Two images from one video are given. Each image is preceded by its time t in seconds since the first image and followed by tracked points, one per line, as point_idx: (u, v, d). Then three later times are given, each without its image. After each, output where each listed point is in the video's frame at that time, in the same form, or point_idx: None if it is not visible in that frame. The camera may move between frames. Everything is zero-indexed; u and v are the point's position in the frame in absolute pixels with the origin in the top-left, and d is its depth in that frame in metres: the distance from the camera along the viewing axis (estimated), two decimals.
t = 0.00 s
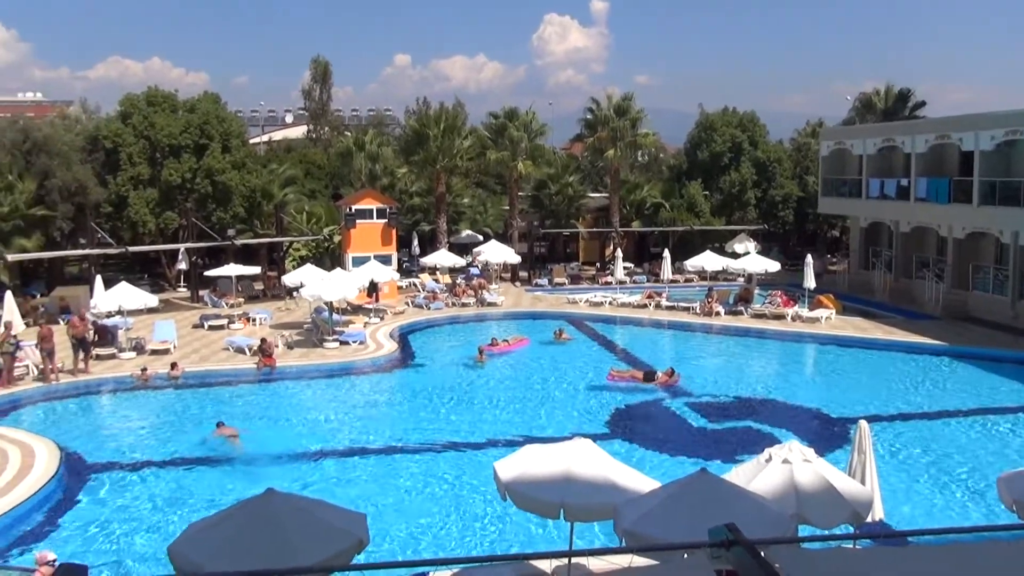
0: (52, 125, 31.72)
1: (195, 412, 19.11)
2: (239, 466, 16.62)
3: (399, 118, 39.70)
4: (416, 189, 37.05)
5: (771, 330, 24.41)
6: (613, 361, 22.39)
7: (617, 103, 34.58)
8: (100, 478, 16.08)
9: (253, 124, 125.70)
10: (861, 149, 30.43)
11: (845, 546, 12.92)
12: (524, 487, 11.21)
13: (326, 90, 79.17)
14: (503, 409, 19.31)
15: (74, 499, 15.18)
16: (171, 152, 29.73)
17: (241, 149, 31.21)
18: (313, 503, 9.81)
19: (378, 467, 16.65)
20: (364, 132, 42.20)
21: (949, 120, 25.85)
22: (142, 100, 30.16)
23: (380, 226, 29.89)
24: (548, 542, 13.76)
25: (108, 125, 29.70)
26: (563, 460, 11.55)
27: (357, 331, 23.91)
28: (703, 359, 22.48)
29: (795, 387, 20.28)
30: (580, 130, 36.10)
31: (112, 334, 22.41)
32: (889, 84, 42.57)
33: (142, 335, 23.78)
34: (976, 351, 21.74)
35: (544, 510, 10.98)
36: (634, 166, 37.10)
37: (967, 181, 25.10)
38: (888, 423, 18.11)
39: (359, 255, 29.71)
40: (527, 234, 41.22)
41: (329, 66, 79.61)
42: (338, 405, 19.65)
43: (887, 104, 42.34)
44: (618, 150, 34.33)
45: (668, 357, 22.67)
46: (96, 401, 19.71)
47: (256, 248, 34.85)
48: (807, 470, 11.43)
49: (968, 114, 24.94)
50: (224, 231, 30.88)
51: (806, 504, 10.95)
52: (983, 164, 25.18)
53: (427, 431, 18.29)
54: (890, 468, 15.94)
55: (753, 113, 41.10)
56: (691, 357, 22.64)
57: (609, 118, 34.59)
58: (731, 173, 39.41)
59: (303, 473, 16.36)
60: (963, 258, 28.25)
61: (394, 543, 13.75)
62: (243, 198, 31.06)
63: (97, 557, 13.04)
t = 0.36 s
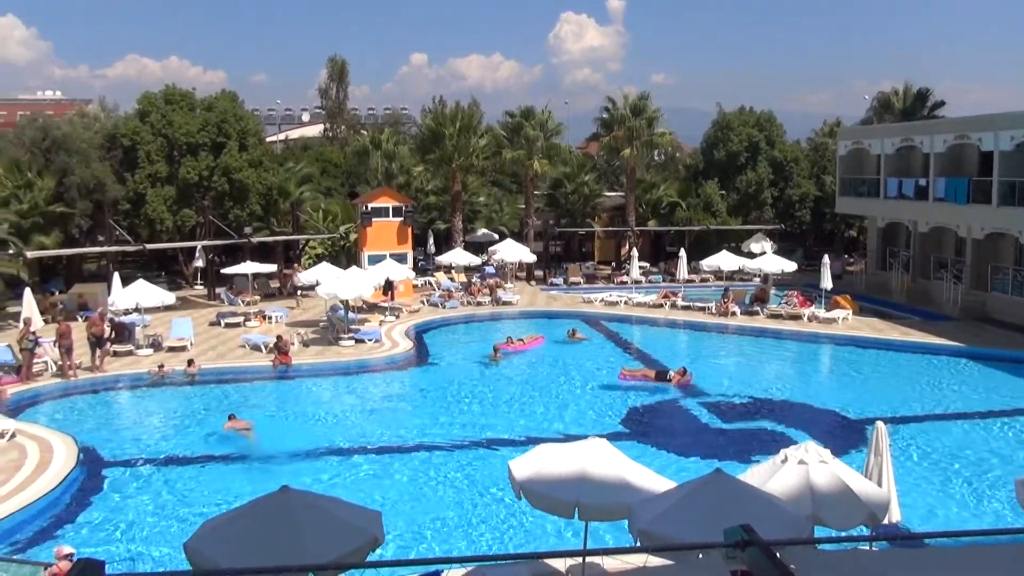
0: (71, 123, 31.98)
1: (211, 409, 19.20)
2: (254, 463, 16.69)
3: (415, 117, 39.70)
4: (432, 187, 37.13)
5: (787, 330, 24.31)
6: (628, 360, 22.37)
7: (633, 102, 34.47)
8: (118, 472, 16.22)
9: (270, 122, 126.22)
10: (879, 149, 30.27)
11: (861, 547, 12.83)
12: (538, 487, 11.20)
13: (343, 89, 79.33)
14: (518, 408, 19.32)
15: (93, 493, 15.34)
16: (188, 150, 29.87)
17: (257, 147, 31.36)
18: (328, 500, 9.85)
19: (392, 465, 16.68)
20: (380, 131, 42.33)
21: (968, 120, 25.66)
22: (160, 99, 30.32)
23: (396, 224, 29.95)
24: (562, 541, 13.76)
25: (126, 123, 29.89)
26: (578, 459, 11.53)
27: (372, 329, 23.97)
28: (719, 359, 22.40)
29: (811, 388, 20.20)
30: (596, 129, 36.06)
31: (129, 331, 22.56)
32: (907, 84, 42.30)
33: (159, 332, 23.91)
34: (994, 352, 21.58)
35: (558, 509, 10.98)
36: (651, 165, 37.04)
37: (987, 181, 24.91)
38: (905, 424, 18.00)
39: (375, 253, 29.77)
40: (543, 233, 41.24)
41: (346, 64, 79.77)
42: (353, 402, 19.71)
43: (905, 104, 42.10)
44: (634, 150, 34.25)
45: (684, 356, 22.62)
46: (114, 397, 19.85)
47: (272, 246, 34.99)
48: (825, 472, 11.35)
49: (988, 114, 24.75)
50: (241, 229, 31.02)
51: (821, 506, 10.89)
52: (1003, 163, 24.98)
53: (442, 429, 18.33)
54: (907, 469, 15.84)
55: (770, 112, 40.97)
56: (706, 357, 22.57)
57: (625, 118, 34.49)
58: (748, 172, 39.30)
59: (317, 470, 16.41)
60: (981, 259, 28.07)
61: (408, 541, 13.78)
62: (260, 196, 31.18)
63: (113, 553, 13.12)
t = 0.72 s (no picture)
0: (90, 121, 32.19)
1: (228, 405, 19.32)
2: (270, 459, 16.78)
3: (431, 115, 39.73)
4: (448, 185, 37.29)
5: (804, 329, 24.21)
6: (645, 358, 22.35)
7: (650, 100, 34.39)
8: (135, 469, 16.28)
9: (287, 120, 126.81)
10: (898, 147, 30.09)
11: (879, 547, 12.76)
12: (554, 484, 11.20)
13: (360, 87, 79.49)
14: (533, 406, 19.34)
15: (111, 488, 15.45)
16: (206, 147, 30.03)
17: (274, 145, 31.50)
18: (344, 497, 9.87)
19: (408, 462, 16.73)
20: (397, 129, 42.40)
21: (989, 118, 25.45)
22: (178, 97, 30.48)
23: (412, 222, 30.01)
24: (577, 540, 13.77)
25: (145, 121, 30.09)
26: (594, 457, 11.52)
27: (389, 327, 24.04)
28: (734, 358, 22.33)
29: (828, 387, 20.10)
30: (612, 127, 36.00)
31: (147, 328, 22.70)
32: (926, 81, 42.04)
33: (177, 329, 24.06)
34: (1014, 352, 21.42)
35: (573, 507, 10.96)
36: (667, 163, 36.98)
37: (1007, 179, 24.70)
38: (924, 424, 17.87)
39: (391, 251, 29.85)
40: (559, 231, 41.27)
41: (363, 62, 79.93)
42: (369, 400, 19.77)
43: (924, 101, 41.83)
44: (651, 148, 34.18)
45: (699, 355, 22.58)
46: (133, 393, 19.99)
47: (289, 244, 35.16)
48: (841, 472, 11.27)
49: (1009, 111, 24.53)
50: (258, 227, 31.18)
51: (837, 506, 10.82)
52: None
53: (457, 427, 18.36)
54: (925, 469, 15.73)
55: (787, 110, 40.81)
56: (722, 356, 22.51)
57: (641, 115, 34.40)
58: (765, 170, 39.16)
59: (333, 467, 16.49)
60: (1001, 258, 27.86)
61: (423, 538, 13.82)
62: (277, 194, 31.31)
63: (130, 547, 13.23)
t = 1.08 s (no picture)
0: (108, 120, 32.40)
1: (245, 402, 19.43)
2: (287, 456, 16.86)
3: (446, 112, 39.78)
4: (464, 183, 37.47)
5: (821, 326, 24.11)
6: (661, 356, 22.33)
7: (666, 97, 34.30)
8: (153, 466, 16.37)
9: (303, 117, 127.32)
10: (915, 144, 29.89)
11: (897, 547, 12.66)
12: (569, 482, 11.17)
13: (375, 84, 79.67)
14: (549, 403, 19.34)
15: (128, 485, 15.55)
16: (223, 146, 30.17)
17: (291, 143, 31.61)
18: (361, 494, 9.89)
19: (423, 460, 16.75)
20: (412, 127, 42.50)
21: (1009, 114, 25.25)
22: (195, 95, 30.62)
23: (428, 219, 30.05)
24: (593, 538, 13.75)
25: (162, 120, 30.33)
26: (609, 455, 11.48)
27: (404, 324, 24.09)
28: (750, 356, 22.26)
29: (844, 386, 20.00)
30: (628, 124, 35.94)
31: (164, 325, 22.84)
32: (944, 77, 41.77)
33: (194, 326, 24.20)
34: None
35: (589, 505, 10.93)
36: (683, 161, 36.92)
37: None
38: (942, 423, 17.74)
39: (408, 249, 29.92)
40: (575, 229, 41.27)
41: (378, 60, 80.11)
42: (385, 397, 19.82)
43: (943, 98, 41.55)
44: (667, 145, 34.10)
45: (715, 353, 22.53)
46: (151, 390, 20.11)
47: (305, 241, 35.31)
48: (859, 470, 11.19)
49: None
50: (274, 225, 31.30)
51: (855, 505, 10.75)
52: None
53: (473, 424, 18.38)
54: (943, 469, 15.62)
55: (804, 107, 40.64)
56: (739, 354, 22.43)
57: (657, 113, 34.32)
58: (782, 167, 39.02)
59: (349, 464, 16.53)
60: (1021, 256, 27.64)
61: (439, 535, 13.84)
62: (293, 192, 31.41)
63: (148, 543, 13.31)
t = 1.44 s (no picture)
0: (127, 118, 32.62)
1: (263, 398, 19.53)
2: (304, 452, 16.94)
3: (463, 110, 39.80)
4: (481, 180, 37.61)
5: (840, 324, 24.00)
6: (679, 354, 22.28)
7: (683, 94, 34.21)
8: (172, 462, 16.46)
9: (320, 115, 127.76)
10: (935, 140, 29.68)
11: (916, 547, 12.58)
12: (586, 479, 11.17)
13: (392, 82, 79.79)
14: (567, 401, 19.32)
15: (148, 481, 15.65)
16: (240, 144, 30.32)
17: (309, 141, 31.71)
18: (379, 491, 9.91)
19: (440, 457, 16.78)
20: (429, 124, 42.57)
21: None
22: (213, 93, 30.79)
23: (444, 217, 30.08)
24: (611, 535, 13.74)
25: (180, 118, 30.52)
26: (626, 453, 11.45)
27: (421, 322, 24.13)
28: (768, 354, 22.19)
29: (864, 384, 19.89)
30: (645, 121, 35.87)
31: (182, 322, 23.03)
32: (965, 73, 41.45)
33: (213, 324, 24.35)
34: None
35: (606, 503, 10.92)
36: (700, 158, 36.85)
37: None
38: (963, 422, 17.62)
39: (424, 246, 29.96)
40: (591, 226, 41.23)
41: (394, 58, 80.21)
42: (402, 395, 19.86)
43: (963, 94, 41.25)
44: (684, 142, 34.02)
45: (733, 351, 22.46)
46: (170, 387, 20.26)
47: (322, 239, 35.45)
48: (879, 470, 11.10)
49: None
50: (292, 222, 31.42)
51: (874, 504, 10.68)
52: None
53: (491, 422, 18.39)
54: (964, 468, 15.50)
55: (823, 104, 40.47)
56: (756, 352, 22.34)
57: (674, 110, 34.24)
58: (800, 164, 38.89)
59: (366, 461, 16.58)
60: None
61: (456, 533, 13.85)
62: (310, 189, 31.50)
63: (168, 539, 13.39)
